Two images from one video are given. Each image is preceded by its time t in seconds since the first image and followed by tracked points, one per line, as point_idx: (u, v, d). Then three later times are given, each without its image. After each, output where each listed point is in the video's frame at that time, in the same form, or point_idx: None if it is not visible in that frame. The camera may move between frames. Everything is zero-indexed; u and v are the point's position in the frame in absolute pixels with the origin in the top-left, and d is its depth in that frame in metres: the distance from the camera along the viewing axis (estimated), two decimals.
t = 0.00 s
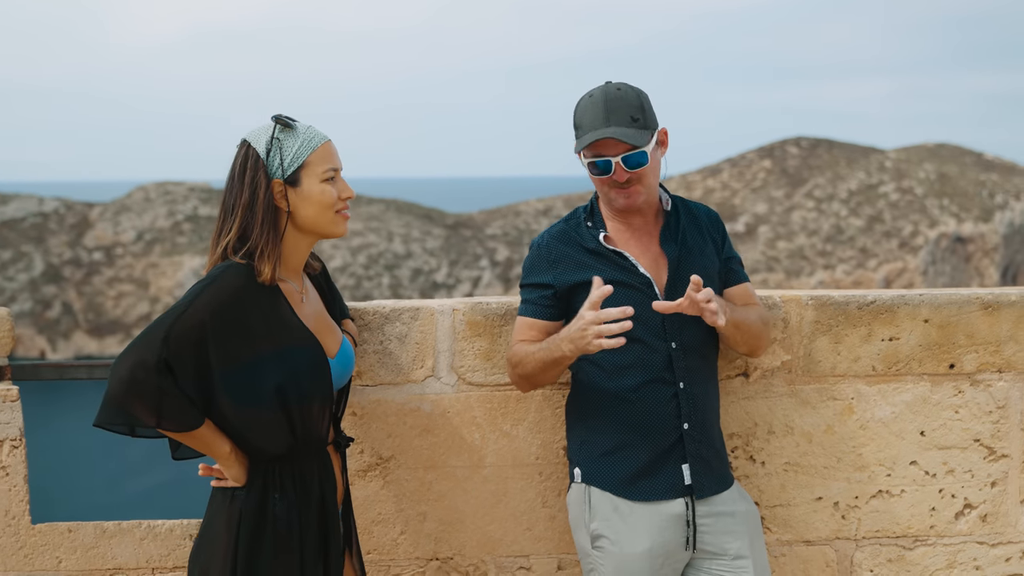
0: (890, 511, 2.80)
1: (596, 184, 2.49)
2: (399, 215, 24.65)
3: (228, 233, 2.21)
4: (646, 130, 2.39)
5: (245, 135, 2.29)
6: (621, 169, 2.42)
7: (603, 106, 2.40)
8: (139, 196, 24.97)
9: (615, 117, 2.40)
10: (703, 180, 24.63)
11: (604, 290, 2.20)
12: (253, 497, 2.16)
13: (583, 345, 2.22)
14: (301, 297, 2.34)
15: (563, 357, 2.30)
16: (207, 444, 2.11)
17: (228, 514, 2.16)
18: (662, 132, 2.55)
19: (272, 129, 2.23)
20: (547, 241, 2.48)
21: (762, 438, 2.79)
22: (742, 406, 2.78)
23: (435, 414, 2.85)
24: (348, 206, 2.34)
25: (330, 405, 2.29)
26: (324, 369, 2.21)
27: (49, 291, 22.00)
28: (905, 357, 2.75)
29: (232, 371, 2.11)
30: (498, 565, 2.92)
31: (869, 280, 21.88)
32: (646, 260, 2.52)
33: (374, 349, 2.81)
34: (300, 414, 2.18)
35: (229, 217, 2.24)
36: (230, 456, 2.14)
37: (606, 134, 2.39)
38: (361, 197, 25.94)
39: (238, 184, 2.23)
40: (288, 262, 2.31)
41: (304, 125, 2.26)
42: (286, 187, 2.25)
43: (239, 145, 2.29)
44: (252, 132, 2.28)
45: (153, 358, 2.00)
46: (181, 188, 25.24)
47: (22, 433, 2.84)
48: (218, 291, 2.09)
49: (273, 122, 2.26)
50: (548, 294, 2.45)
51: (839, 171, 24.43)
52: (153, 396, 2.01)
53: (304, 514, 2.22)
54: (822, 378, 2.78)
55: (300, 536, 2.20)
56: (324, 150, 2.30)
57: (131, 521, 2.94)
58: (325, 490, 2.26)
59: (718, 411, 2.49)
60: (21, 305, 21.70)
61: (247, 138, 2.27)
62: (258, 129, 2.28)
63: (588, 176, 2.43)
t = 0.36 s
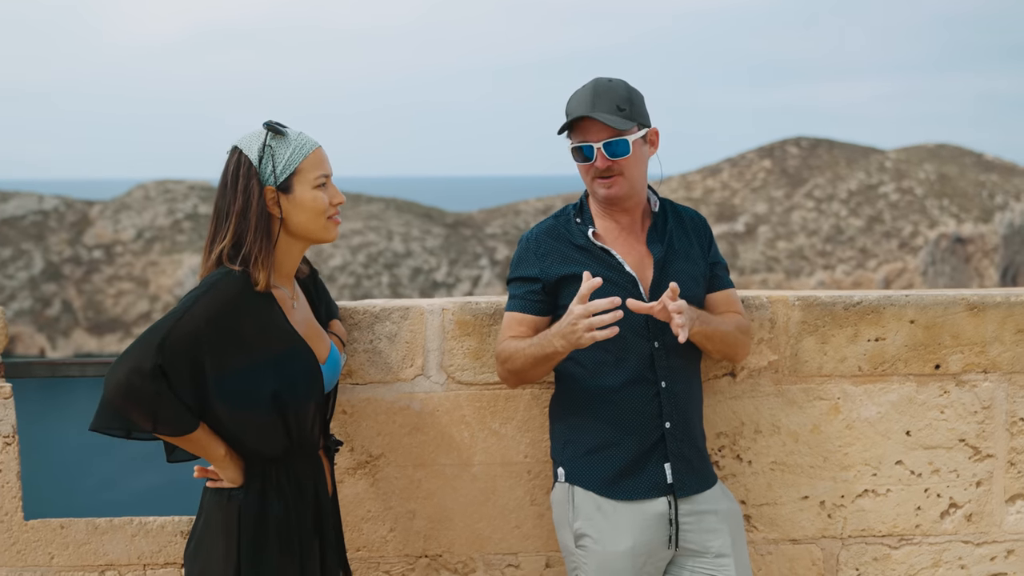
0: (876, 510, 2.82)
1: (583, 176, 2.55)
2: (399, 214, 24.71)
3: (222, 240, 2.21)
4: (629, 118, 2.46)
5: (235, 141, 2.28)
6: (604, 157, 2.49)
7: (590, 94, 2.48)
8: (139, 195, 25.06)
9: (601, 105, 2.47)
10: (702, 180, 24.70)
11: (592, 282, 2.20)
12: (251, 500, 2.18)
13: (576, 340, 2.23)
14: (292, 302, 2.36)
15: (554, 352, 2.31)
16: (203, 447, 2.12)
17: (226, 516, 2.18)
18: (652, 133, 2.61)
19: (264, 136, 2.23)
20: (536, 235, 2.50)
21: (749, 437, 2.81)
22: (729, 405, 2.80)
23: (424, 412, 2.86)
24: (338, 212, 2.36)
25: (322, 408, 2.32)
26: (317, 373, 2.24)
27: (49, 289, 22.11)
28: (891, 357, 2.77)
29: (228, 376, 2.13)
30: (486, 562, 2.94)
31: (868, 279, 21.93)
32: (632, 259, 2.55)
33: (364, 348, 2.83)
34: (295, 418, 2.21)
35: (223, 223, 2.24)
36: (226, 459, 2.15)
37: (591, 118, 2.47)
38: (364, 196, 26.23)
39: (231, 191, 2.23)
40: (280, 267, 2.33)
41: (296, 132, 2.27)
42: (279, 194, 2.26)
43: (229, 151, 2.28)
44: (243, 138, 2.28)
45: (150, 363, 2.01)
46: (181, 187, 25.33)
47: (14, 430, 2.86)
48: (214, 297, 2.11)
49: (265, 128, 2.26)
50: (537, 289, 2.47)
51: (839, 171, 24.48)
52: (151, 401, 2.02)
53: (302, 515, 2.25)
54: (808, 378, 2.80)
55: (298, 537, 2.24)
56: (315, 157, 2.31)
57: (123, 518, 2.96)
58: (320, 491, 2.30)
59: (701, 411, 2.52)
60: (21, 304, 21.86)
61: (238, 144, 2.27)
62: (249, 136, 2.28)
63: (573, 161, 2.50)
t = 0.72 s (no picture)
0: (874, 512, 2.83)
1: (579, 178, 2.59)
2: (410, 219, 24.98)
3: (226, 243, 2.23)
4: (621, 117, 2.48)
5: (238, 145, 2.29)
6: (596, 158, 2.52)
7: (586, 97, 2.54)
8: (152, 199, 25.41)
9: (593, 106, 2.51)
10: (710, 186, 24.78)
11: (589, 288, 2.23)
12: (258, 499, 2.20)
13: (569, 344, 2.25)
14: (294, 304, 2.39)
15: (549, 355, 2.33)
16: (214, 447, 2.14)
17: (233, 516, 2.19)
18: (651, 137, 2.64)
19: (268, 142, 2.25)
20: (535, 237, 2.52)
21: (748, 439, 2.82)
22: (728, 407, 2.81)
23: (425, 413, 2.89)
24: (340, 216, 2.39)
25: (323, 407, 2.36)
26: (322, 374, 2.27)
27: (62, 292, 22.66)
28: (889, 360, 2.78)
29: (239, 377, 2.15)
30: (486, 562, 2.96)
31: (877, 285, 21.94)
32: (630, 261, 2.57)
33: (365, 349, 2.85)
34: (302, 417, 2.24)
35: (226, 227, 2.25)
36: (235, 458, 2.17)
37: (584, 118, 2.51)
38: (375, 200, 26.41)
39: (235, 195, 2.24)
40: (283, 270, 2.35)
41: (298, 137, 2.29)
42: (282, 198, 2.28)
43: (232, 155, 2.29)
44: (246, 142, 2.29)
45: (166, 364, 2.03)
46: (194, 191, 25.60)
47: (19, 430, 2.90)
48: (225, 298, 2.13)
49: (269, 132, 2.28)
50: (535, 291, 2.49)
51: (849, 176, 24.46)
52: (166, 401, 2.04)
53: (306, 514, 2.29)
54: (807, 380, 2.81)
55: (303, 536, 2.27)
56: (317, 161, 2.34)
57: (127, 517, 3.00)
58: (322, 490, 2.34)
59: (698, 412, 2.54)
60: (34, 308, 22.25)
61: (241, 148, 2.28)
62: (252, 139, 2.29)
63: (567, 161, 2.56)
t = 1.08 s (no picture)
0: (877, 512, 2.83)
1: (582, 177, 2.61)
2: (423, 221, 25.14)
3: (233, 245, 2.25)
4: (622, 116, 2.49)
5: (243, 145, 2.31)
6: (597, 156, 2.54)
7: (587, 97, 2.56)
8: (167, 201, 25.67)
9: (594, 105, 2.53)
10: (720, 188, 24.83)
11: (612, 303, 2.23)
12: (264, 498, 2.22)
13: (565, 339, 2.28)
14: (300, 302, 2.42)
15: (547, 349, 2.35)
16: (224, 445, 2.17)
17: (239, 514, 2.20)
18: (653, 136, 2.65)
19: (273, 143, 2.27)
20: (539, 234, 2.54)
21: (750, 439, 2.83)
22: (730, 407, 2.82)
23: (429, 412, 2.91)
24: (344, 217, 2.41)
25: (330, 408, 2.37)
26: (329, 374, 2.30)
27: (77, 293, 23.03)
28: (891, 360, 2.78)
29: (249, 376, 2.17)
30: (489, 561, 2.98)
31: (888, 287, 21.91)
32: (634, 258, 2.58)
33: (369, 349, 2.88)
34: (310, 418, 2.26)
35: (231, 229, 2.27)
36: (244, 457, 2.18)
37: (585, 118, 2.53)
38: (389, 202, 26.54)
39: (240, 197, 2.26)
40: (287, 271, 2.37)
41: (303, 138, 2.31)
42: (288, 200, 2.30)
43: (237, 156, 2.30)
44: (251, 143, 2.31)
45: (178, 361, 2.06)
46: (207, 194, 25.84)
47: (27, 428, 2.94)
48: (236, 298, 2.15)
49: (274, 134, 2.30)
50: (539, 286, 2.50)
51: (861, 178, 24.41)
52: (178, 398, 2.07)
53: (312, 514, 2.30)
54: (809, 380, 2.81)
55: (309, 536, 2.29)
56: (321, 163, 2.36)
57: (133, 514, 3.03)
58: (328, 490, 2.36)
59: (700, 410, 2.55)
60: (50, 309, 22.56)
61: (247, 150, 2.30)
62: (257, 141, 2.31)
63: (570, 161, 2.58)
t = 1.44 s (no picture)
0: (879, 506, 2.84)
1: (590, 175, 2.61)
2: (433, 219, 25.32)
3: (240, 241, 2.26)
4: (633, 119, 2.50)
5: (248, 141, 2.33)
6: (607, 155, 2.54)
7: (597, 94, 2.54)
8: (178, 199, 26.09)
9: (605, 103, 2.52)
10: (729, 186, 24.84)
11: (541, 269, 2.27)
12: (270, 492, 2.24)
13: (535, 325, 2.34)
14: (305, 296, 2.44)
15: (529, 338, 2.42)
16: (232, 438, 2.19)
17: (246, 507, 2.23)
18: (661, 134, 2.65)
19: (278, 139, 2.29)
20: (545, 230, 2.55)
21: (752, 434, 2.84)
22: (732, 402, 2.83)
23: (433, 406, 2.93)
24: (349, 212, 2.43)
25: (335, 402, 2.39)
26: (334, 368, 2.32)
27: (89, 291, 23.20)
28: (893, 355, 2.79)
29: (255, 369, 2.19)
30: (493, 554, 3.00)
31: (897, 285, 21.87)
32: (638, 253, 2.55)
33: (373, 344, 2.90)
34: (316, 411, 2.28)
35: (238, 224, 2.29)
36: (251, 450, 2.21)
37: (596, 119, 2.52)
38: (399, 200, 26.63)
39: (247, 192, 2.28)
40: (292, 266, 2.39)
41: (308, 134, 2.33)
42: (293, 195, 2.32)
43: (243, 152, 2.32)
44: (256, 139, 2.33)
45: (187, 354, 2.07)
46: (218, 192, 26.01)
47: (34, 422, 2.97)
48: (243, 292, 2.17)
49: (279, 130, 2.31)
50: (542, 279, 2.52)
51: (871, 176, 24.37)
52: (187, 391, 2.08)
53: (318, 509, 2.32)
54: (811, 375, 2.83)
55: (315, 531, 2.30)
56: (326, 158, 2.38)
57: (140, 507, 3.06)
58: (334, 485, 2.37)
59: (704, 404, 2.57)
60: (62, 306, 22.77)
61: (252, 146, 2.32)
62: (262, 137, 2.33)
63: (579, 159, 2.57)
